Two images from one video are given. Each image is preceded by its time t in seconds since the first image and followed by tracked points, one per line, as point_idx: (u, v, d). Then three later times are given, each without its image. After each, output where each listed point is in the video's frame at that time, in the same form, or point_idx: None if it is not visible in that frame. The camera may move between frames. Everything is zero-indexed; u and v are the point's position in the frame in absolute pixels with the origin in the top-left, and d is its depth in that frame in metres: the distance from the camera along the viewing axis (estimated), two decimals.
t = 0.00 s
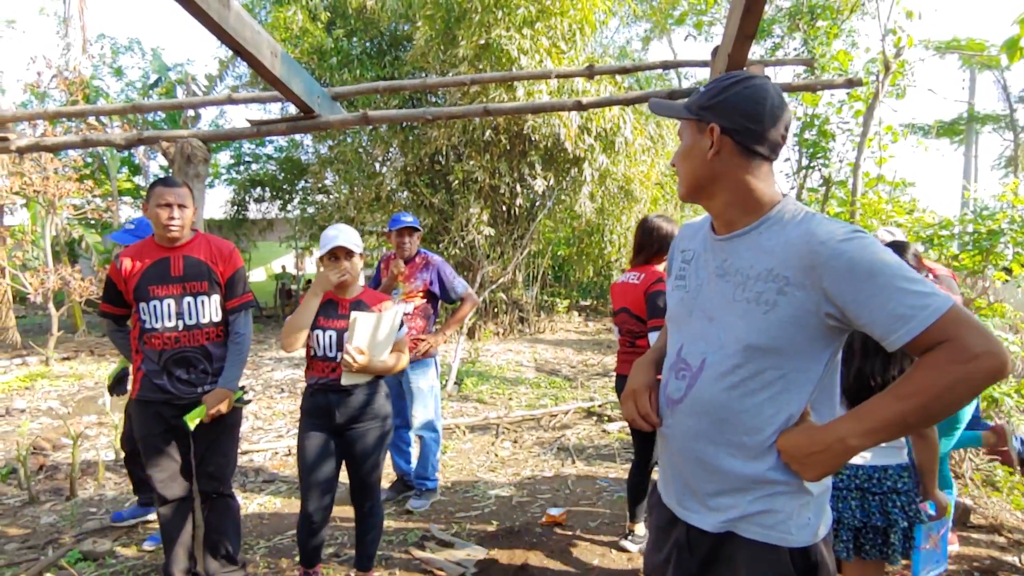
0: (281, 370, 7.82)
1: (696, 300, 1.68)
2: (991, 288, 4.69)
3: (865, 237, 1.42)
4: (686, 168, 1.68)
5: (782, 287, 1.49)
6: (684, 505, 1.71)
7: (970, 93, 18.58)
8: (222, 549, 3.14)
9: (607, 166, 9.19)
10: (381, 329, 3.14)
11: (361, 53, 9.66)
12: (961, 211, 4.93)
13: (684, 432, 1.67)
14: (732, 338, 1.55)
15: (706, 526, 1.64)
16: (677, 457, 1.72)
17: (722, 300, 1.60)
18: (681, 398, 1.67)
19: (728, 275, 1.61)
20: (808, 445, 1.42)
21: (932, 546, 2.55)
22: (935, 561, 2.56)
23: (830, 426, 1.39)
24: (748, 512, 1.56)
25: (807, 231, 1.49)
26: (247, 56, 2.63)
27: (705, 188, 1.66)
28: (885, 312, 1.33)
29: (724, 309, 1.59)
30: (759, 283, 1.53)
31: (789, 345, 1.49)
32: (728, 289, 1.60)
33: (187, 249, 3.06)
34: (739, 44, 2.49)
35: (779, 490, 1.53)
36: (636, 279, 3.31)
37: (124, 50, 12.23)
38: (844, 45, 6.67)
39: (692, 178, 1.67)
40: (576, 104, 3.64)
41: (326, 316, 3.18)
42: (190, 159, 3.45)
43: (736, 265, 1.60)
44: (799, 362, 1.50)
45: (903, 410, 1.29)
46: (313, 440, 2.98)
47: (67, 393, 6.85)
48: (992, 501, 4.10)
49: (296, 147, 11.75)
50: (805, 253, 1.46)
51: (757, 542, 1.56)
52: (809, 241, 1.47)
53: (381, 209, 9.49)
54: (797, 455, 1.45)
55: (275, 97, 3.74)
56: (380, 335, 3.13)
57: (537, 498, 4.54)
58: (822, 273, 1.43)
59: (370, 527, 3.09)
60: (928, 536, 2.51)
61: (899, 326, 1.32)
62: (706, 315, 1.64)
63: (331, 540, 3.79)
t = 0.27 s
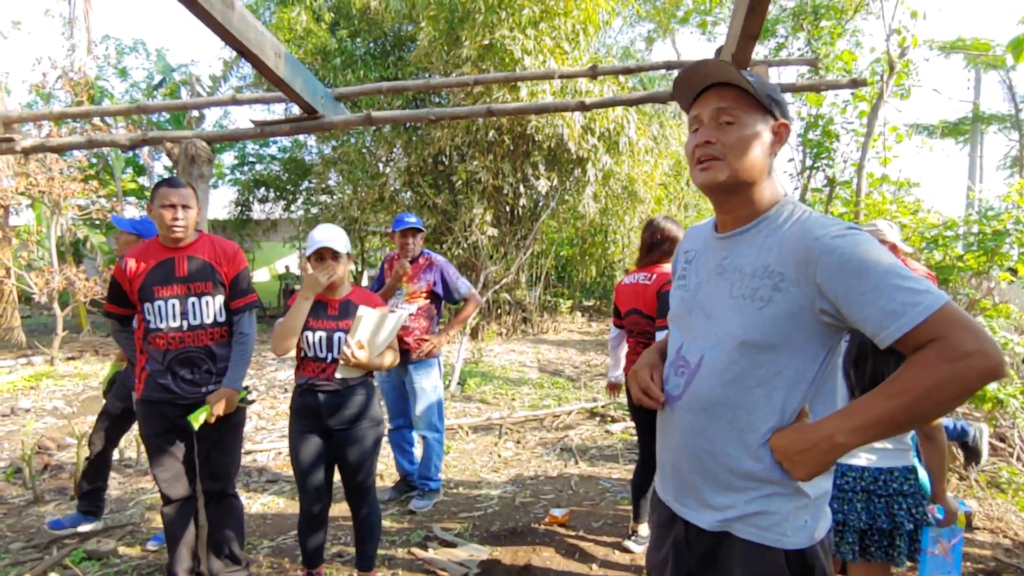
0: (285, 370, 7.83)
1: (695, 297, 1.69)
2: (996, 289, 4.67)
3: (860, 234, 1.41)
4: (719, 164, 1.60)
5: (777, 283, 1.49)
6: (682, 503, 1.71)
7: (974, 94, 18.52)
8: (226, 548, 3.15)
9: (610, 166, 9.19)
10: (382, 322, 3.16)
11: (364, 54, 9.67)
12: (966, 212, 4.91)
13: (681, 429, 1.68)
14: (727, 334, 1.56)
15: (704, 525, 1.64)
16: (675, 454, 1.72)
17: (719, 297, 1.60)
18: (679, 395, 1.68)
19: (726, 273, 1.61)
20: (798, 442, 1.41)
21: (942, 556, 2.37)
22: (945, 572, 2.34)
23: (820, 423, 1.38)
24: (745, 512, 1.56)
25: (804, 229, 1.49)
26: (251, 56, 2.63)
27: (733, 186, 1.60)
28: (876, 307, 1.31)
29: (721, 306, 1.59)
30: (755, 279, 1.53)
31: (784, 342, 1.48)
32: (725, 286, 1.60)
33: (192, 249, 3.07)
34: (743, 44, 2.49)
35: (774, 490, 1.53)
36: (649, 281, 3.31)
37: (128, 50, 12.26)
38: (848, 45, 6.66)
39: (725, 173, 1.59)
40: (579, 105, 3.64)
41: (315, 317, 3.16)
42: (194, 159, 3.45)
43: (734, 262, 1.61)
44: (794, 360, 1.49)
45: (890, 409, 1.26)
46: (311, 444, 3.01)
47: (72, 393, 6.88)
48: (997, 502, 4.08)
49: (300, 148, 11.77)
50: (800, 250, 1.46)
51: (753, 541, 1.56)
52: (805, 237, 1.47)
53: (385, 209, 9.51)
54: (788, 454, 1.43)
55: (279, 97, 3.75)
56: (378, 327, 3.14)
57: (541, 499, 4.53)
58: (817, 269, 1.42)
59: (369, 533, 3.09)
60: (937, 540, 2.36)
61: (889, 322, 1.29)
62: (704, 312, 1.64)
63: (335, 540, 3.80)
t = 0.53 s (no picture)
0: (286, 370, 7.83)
1: (696, 297, 1.68)
2: (999, 289, 4.65)
3: (864, 234, 1.41)
4: (735, 155, 1.57)
5: (782, 282, 1.49)
6: (681, 503, 1.71)
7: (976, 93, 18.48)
8: (227, 548, 3.16)
9: (611, 166, 9.19)
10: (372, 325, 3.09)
11: (366, 54, 9.67)
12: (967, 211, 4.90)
13: (682, 429, 1.67)
14: (731, 333, 1.55)
15: (703, 526, 1.63)
16: (674, 455, 1.72)
17: (722, 296, 1.60)
18: (680, 394, 1.67)
19: (729, 273, 1.61)
20: (803, 441, 1.41)
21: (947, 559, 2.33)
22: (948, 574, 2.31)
23: (825, 422, 1.39)
24: (747, 512, 1.55)
25: (808, 229, 1.49)
26: (252, 56, 2.64)
27: (744, 180, 1.58)
28: (882, 306, 1.32)
29: (723, 305, 1.59)
30: (760, 279, 1.53)
31: (787, 341, 1.48)
32: (728, 285, 1.60)
33: (193, 249, 3.07)
34: (744, 43, 2.49)
35: (776, 490, 1.53)
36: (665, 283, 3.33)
37: (130, 50, 12.27)
38: (850, 44, 6.65)
39: (739, 166, 1.57)
40: (580, 104, 3.63)
41: (303, 317, 3.17)
42: (195, 158, 3.45)
43: (737, 262, 1.61)
44: (797, 359, 1.49)
45: (899, 407, 1.27)
46: (306, 446, 3.04)
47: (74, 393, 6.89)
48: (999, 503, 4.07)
49: (301, 148, 11.77)
50: (806, 250, 1.46)
51: (753, 542, 1.56)
52: (810, 237, 1.47)
53: (386, 209, 9.52)
54: (794, 454, 1.43)
55: (280, 97, 3.75)
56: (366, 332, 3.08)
57: (542, 498, 4.53)
58: (822, 268, 1.42)
59: (368, 532, 3.09)
60: (939, 543, 2.31)
61: (896, 321, 1.29)
62: (706, 312, 1.64)
63: (337, 540, 3.80)
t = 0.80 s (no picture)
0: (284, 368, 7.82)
1: (695, 297, 1.68)
2: (996, 288, 4.65)
3: (865, 234, 1.42)
4: (740, 167, 1.57)
5: (784, 282, 1.49)
6: (681, 505, 1.70)
7: (974, 92, 18.51)
8: (225, 547, 3.18)
9: (610, 165, 9.18)
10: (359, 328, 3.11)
11: (364, 52, 9.65)
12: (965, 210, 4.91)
13: (682, 429, 1.67)
14: (733, 333, 1.55)
15: (705, 527, 1.63)
16: (674, 456, 1.71)
17: (722, 296, 1.60)
18: (681, 395, 1.67)
19: (729, 273, 1.61)
20: (807, 440, 1.41)
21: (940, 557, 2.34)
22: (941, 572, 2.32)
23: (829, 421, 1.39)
24: (748, 512, 1.55)
25: (808, 230, 1.49)
26: (248, 54, 2.63)
27: (748, 191, 1.59)
28: (886, 307, 1.33)
29: (725, 305, 1.58)
30: (761, 279, 1.53)
31: (789, 341, 1.48)
32: (729, 285, 1.59)
33: (191, 248, 3.06)
34: (741, 42, 2.48)
35: (778, 490, 1.53)
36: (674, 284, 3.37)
37: (127, 49, 12.24)
38: (848, 43, 6.65)
39: (744, 177, 1.57)
40: (578, 102, 3.62)
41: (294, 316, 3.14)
42: (192, 157, 3.45)
43: (737, 262, 1.61)
44: (799, 360, 1.49)
45: (904, 405, 1.28)
46: (303, 444, 3.03)
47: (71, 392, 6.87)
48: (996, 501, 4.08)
49: (299, 146, 11.76)
50: (808, 250, 1.46)
51: (756, 542, 1.56)
52: (811, 238, 1.47)
53: (384, 208, 9.51)
54: (798, 455, 1.44)
55: (277, 95, 3.74)
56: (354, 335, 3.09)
57: (540, 497, 4.54)
58: (825, 269, 1.43)
59: (364, 531, 3.09)
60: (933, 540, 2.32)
61: (900, 321, 1.31)
62: (706, 312, 1.64)
63: (334, 539, 3.80)
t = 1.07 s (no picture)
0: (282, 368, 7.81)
1: (694, 297, 1.68)
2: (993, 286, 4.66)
3: (861, 230, 1.42)
4: (736, 167, 1.57)
5: (783, 281, 1.49)
6: (685, 504, 1.70)
7: (970, 92, 18.55)
8: (221, 547, 3.14)
9: (608, 164, 9.18)
10: (358, 326, 3.09)
11: (361, 51, 9.65)
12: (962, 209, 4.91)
13: (684, 429, 1.67)
14: (733, 332, 1.55)
15: (710, 526, 1.63)
16: (677, 456, 1.71)
17: (721, 295, 1.60)
18: (682, 395, 1.66)
19: (728, 272, 1.61)
20: (812, 438, 1.42)
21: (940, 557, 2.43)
22: (938, 572, 2.41)
23: (833, 418, 1.39)
24: (754, 510, 1.55)
25: (806, 227, 1.49)
26: (245, 52, 2.62)
27: (744, 191, 1.59)
28: (886, 303, 1.33)
29: (724, 305, 1.58)
30: (760, 278, 1.53)
31: (789, 339, 1.48)
32: (727, 285, 1.59)
33: (187, 247, 3.06)
34: (738, 40, 2.48)
35: (783, 487, 1.53)
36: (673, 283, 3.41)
37: (124, 48, 12.21)
38: (845, 43, 6.66)
39: (740, 177, 1.58)
40: (575, 101, 3.62)
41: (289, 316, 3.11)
42: (188, 156, 3.44)
43: (736, 261, 1.60)
44: (799, 357, 1.50)
45: (906, 400, 1.29)
46: (304, 442, 3.03)
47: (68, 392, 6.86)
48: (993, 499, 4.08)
49: (296, 146, 11.75)
50: (806, 248, 1.46)
51: (762, 540, 1.56)
52: (809, 235, 1.47)
53: (381, 207, 9.51)
54: (804, 451, 1.44)
55: (274, 95, 3.73)
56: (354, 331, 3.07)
57: (537, 496, 4.54)
58: (823, 266, 1.43)
59: (363, 529, 3.09)
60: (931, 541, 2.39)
61: (900, 317, 1.31)
62: (705, 312, 1.63)
63: (331, 539, 3.80)
